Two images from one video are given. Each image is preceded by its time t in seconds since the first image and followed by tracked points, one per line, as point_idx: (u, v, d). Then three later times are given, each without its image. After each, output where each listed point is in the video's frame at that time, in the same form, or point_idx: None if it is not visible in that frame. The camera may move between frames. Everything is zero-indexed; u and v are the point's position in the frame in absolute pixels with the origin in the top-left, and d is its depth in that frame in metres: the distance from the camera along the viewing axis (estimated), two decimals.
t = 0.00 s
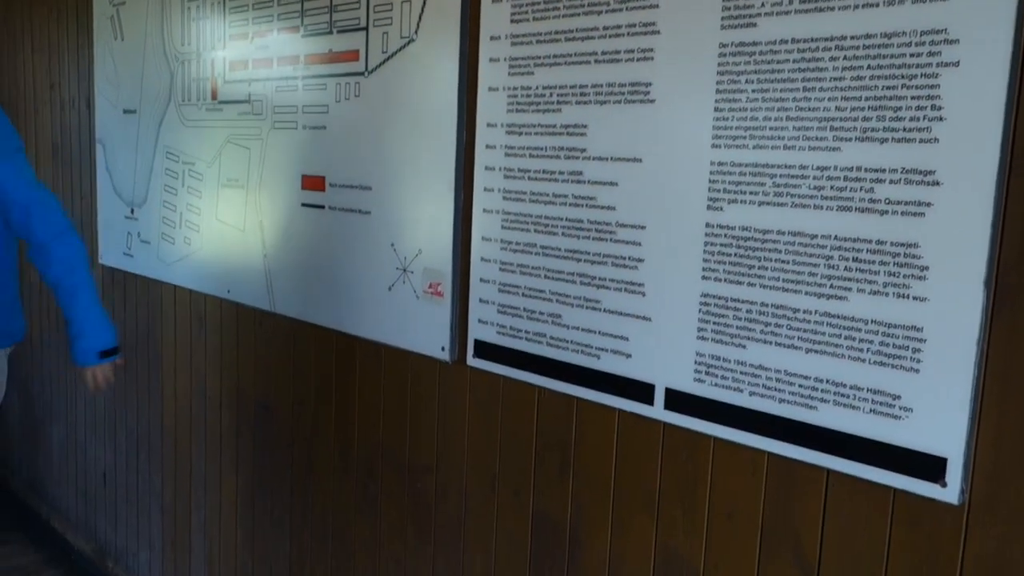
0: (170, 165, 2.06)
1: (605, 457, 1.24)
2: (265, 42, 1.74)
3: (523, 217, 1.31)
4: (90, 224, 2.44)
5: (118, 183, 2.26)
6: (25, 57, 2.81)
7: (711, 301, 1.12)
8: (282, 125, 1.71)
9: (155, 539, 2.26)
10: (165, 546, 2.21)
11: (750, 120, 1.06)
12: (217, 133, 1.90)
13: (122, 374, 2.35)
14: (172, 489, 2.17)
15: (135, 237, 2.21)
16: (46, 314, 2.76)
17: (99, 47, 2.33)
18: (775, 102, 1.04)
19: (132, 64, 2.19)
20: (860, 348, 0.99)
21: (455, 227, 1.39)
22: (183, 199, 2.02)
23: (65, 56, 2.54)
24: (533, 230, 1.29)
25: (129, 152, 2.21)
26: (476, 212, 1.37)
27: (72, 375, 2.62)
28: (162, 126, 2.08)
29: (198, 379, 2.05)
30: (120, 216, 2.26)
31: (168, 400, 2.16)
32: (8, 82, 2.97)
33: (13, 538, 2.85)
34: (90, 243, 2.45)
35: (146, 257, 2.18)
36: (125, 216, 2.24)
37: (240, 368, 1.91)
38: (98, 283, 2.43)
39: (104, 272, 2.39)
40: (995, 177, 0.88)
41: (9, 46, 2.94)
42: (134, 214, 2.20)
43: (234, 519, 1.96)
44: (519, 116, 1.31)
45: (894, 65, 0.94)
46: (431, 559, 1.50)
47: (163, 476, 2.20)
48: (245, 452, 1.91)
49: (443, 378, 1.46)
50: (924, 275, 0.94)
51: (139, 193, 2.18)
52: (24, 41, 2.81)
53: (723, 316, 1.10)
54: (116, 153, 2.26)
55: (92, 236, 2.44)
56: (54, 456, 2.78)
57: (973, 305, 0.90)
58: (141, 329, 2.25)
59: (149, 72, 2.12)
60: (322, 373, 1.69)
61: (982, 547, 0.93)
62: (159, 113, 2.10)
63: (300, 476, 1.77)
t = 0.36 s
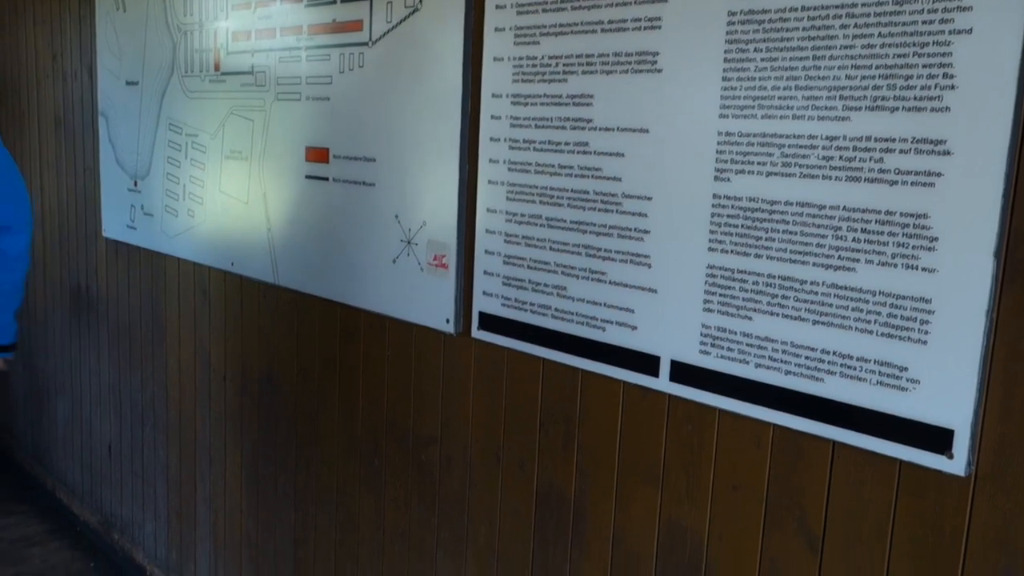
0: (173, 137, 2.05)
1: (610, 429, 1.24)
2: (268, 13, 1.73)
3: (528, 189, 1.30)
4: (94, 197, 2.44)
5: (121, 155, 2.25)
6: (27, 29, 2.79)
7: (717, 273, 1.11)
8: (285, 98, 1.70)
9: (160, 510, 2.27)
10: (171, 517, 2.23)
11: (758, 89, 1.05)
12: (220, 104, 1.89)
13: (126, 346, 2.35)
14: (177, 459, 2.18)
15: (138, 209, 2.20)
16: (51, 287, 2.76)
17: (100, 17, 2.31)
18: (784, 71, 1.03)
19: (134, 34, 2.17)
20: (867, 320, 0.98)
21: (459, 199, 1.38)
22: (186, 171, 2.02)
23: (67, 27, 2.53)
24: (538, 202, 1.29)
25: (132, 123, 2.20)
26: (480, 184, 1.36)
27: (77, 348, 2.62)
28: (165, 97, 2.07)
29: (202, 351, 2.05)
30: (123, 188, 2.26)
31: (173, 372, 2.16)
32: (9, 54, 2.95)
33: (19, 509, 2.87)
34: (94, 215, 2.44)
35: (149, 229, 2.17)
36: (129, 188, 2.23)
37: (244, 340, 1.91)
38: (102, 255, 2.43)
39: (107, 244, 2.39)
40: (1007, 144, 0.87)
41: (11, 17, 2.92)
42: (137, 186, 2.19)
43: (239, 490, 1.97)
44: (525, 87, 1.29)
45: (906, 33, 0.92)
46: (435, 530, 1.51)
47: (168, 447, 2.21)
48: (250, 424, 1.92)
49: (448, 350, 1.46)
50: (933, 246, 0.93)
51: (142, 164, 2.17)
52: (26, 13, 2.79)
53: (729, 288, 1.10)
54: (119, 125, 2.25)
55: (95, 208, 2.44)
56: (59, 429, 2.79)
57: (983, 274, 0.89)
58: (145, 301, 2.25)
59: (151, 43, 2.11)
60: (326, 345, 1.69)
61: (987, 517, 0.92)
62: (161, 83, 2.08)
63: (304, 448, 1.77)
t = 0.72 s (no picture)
0: (178, 98, 2.03)
1: (619, 391, 1.23)
2: None
3: (538, 150, 1.28)
4: (99, 159, 2.42)
5: (125, 116, 2.24)
6: None
7: (730, 234, 1.09)
8: (292, 59, 1.68)
9: (168, 471, 2.28)
10: (178, 476, 2.24)
11: (775, 46, 1.03)
12: (225, 64, 1.87)
13: (132, 308, 2.35)
14: (184, 420, 2.19)
15: (143, 171, 2.19)
16: (56, 251, 2.75)
17: None
18: (802, 28, 1.00)
19: None
20: (882, 282, 0.97)
21: (467, 161, 1.37)
22: (191, 132, 2.00)
23: None
24: (547, 163, 1.27)
25: (136, 83, 2.18)
26: (489, 145, 1.34)
27: (83, 311, 2.62)
28: (169, 57, 2.05)
29: (208, 314, 2.05)
30: (128, 149, 2.24)
31: (179, 333, 2.16)
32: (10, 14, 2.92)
33: (27, 470, 2.89)
34: (99, 176, 2.43)
35: (154, 190, 2.16)
36: (133, 149, 2.22)
37: (250, 303, 1.91)
38: (107, 218, 2.42)
39: (112, 206, 2.38)
40: None
41: None
42: (142, 147, 2.18)
43: (246, 452, 1.97)
44: (535, 45, 1.27)
45: None
46: (442, 492, 1.51)
47: (175, 408, 2.22)
48: (257, 386, 1.92)
49: (455, 313, 1.45)
50: (951, 206, 0.91)
51: (146, 125, 2.15)
52: None
53: (742, 249, 1.08)
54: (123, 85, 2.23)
55: (100, 170, 2.42)
56: (67, 391, 2.81)
57: (1002, 234, 0.88)
58: (151, 263, 2.24)
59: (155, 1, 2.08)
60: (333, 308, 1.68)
61: (1000, 480, 0.91)
62: (166, 42, 2.06)
63: (312, 411, 1.77)
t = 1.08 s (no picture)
0: (183, 66, 2.01)
1: (629, 362, 1.22)
2: None
3: (547, 117, 1.26)
4: (103, 128, 2.41)
5: (130, 84, 2.22)
6: None
7: (742, 203, 1.07)
8: (298, 26, 1.66)
9: (175, 441, 2.30)
10: (186, 446, 2.25)
11: (790, 11, 1.01)
12: (230, 31, 1.85)
13: (138, 278, 2.35)
14: (190, 390, 2.19)
15: (148, 140, 2.18)
16: (62, 221, 2.75)
17: None
18: None
19: None
20: (897, 252, 0.95)
21: (475, 129, 1.35)
22: (196, 101, 1.99)
23: None
24: (557, 130, 1.25)
25: (140, 51, 2.16)
26: (498, 113, 1.33)
27: (89, 282, 2.63)
28: (173, 25, 2.03)
29: (214, 284, 2.04)
30: (133, 118, 2.23)
31: (185, 304, 2.16)
32: None
33: (35, 440, 2.92)
34: (104, 146, 2.42)
35: (159, 160, 2.15)
36: (138, 118, 2.21)
37: (256, 274, 1.90)
38: (112, 188, 2.41)
39: (118, 177, 2.37)
40: None
41: None
42: (146, 116, 2.17)
43: (253, 422, 1.98)
44: (545, 11, 1.25)
45: None
46: (449, 462, 1.51)
47: (181, 378, 2.22)
48: (263, 357, 1.92)
49: (462, 283, 1.44)
50: (969, 174, 0.89)
51: (151, 94, 2.14)
52: None
53: (754, 219, 1.07)
54: (127, 53, 2.21)
55: (105, 139, 2.41)
56: (74, 363, 2.82)
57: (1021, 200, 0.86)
58: (157, 233, 2.24)
59: None
60: (340, 279, 1.68)
61: (1014, 451, 0.89)
62: (170, 9, 2.04)
63: (318, 382, 1.77)
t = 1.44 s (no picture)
0: (188, 24, 1.99)
1: (640, 323, 1.21)
2: None
3: (558, 75, 1.24)
4: (107, 87, 2.39)
5: (134, 43, 2.20)
6: None
7: (757, 162, 1.05)
8: None
9: (182, 403, 2.30)
10: (192, 407, 2.26)
11: None
12: None
13: (144, 240, 2.34)
14: (197, 351, 2.19)
15: (152, 100, 2.16)
16: (66, 181, 2.74)
17: None
18: None
19: None
20: (915, 211, 0.93)
21: (484, 87, 1.33)
22: (201, 59, 1.97)
23: None
24: (568, 89, 1.23)
25: (145, 9, 2.13)
26: (508, 72, 1.30)
27: (94, 243, 2.62)
28: None
29: (219, 244, 2.03)
30: (137, 77, 2.21)
31: (191, 265, 2.15)
32: None
33: (42, 401, 2.93)
34: (108, 105, 2.40)
35: (163, 120, 2.13)
36: (143, 77, 2.18)
37: (262, 235, 1.89)
38: (116, 149, 2.40)
39: (122, 137, 2.36)
40: None
41: None
42: (151, 75, 2.15)
43: (259, 383, 1.98)
44: None
45: None
46: (456, 423, 1.51)
47: (187, 339, 2.22)
48: (270, 319, 1.91)
49: (470, 244, 1.42)
50: (992, 131, 0.86)
51: (155, 53, 2.12)
52: None
53: (769, 177, 1.04)
54: (131, 11, 2.18)
55: (109, 98, 2.39)
56: (80, 324, 2.82)
57: None
58: (162, 193, 2.23)
59: None
60: (346, 241, 1.66)
61: None
62: None
63: (324, 344, 1.77)
